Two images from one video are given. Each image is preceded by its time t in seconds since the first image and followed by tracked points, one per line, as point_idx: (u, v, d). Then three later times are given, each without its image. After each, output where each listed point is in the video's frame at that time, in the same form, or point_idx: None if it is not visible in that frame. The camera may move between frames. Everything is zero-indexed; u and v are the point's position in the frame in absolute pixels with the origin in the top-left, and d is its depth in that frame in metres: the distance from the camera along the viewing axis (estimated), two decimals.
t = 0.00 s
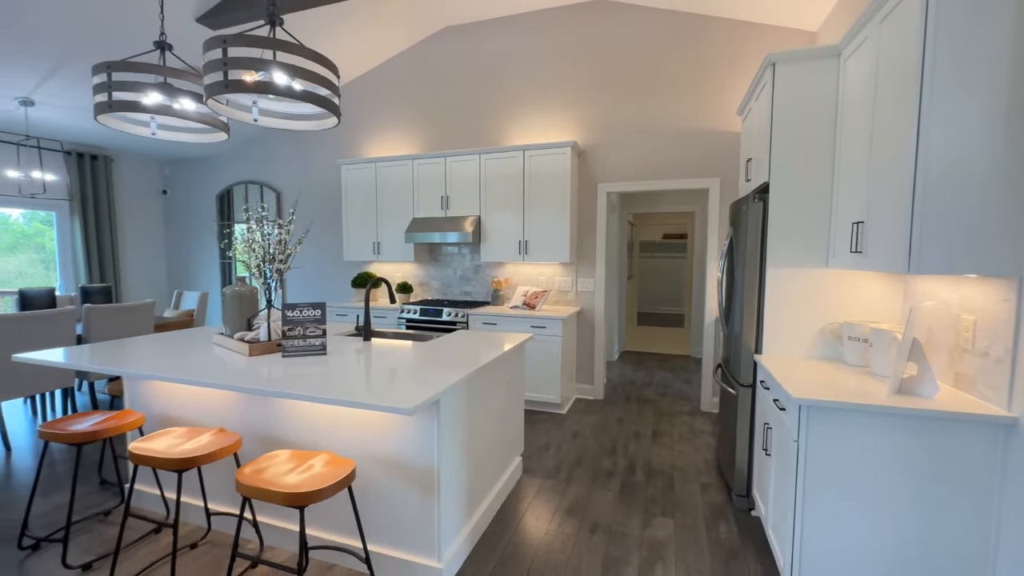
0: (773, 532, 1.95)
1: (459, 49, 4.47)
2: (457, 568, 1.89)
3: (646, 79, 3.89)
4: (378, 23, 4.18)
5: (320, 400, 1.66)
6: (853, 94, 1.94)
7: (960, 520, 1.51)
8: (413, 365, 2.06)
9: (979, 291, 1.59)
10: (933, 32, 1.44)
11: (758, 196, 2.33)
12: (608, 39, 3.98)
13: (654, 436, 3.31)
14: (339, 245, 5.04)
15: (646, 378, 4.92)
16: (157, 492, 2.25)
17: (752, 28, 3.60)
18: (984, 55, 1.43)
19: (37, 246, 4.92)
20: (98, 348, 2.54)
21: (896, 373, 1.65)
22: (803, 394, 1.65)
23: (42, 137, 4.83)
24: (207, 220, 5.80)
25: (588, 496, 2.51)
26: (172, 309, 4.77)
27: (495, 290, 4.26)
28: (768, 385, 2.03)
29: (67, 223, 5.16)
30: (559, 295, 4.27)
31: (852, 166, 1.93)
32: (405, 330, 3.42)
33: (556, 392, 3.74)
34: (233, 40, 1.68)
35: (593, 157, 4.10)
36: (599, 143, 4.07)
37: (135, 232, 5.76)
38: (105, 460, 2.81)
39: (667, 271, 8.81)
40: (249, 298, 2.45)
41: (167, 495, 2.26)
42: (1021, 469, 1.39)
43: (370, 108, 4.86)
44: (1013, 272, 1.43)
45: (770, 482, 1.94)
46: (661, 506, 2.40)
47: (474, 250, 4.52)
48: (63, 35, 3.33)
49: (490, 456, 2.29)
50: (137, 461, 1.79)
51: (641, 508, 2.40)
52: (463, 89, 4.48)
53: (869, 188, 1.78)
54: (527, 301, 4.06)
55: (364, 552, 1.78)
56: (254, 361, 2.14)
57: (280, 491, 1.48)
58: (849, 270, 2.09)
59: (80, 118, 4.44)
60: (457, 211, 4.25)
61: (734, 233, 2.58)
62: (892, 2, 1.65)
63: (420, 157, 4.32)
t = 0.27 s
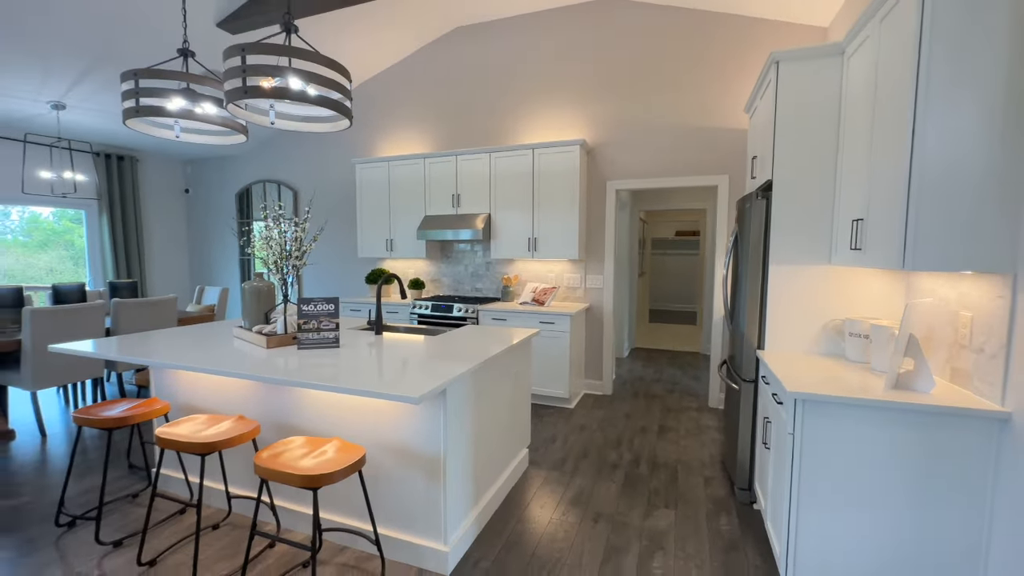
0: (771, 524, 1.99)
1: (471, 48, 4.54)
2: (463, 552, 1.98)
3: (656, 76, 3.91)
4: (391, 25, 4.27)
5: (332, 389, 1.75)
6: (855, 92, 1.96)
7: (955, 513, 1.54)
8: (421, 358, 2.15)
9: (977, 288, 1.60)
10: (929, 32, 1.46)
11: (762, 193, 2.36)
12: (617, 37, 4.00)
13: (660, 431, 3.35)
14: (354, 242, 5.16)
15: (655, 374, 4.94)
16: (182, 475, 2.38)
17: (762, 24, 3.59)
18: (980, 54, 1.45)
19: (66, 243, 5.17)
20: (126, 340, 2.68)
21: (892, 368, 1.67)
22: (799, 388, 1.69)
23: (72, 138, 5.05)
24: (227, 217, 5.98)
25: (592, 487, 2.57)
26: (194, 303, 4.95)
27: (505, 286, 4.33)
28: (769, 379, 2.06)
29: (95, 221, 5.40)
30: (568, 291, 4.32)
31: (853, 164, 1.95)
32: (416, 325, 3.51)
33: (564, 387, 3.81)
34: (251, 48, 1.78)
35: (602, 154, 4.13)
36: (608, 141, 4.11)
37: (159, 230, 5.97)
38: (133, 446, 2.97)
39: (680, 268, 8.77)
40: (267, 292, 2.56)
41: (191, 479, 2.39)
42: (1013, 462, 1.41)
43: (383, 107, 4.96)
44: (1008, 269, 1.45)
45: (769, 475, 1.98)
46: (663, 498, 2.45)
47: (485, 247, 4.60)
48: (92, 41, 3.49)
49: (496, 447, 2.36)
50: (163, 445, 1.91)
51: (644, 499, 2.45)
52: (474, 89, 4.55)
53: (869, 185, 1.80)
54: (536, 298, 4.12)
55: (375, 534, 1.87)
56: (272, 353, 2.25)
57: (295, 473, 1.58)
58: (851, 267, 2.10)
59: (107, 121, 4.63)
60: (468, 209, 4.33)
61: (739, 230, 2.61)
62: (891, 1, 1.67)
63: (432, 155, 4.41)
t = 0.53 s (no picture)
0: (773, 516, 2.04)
1: (483, 49, 4.60)
2: (473, 538, 2.06)
3: (666, 75, 3.93)
4: (405, 27, 4.35)
5: (350, 381, 1.85)
6: (860, 93, 1.99)
7: (952, 506, 1.57)
8: (434, 353, 2.23)
9: (977, 286, 1.63)
10: (929, 37, 1.50)
11: (768, 193, 2.39)
12: (628, 36, 4.03)
13: (668, 427, 3.40)
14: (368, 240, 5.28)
15: (665, 371, 4.98)
16: (208, 463, 2.51)
17: (774, 22, 3.59)
18: (979, 57, 1.48)
19: (90, 241, 5.37)
20: (154, 334, 2.81)
21: (893, 365, 1.71)
22: (799, 383, 1.74)
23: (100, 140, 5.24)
24: (246, 216, 6.15)
25: (599, 480, 2.63)
26: (215, 299, 5.11)
27: (516, 284, 4.40)
28: (772, 375, 2.11)
29: (121, 220, 5.61)
30: (578, 288, 4.38)
31: (858, 164, 1.98)
32: (429, 321, 3.60)
33: (573, 383, 3.87)
34: (273, 57, 1.87)
35: (612, 153, 4.17)
36: (618, 140, 4.15)
37: (181, 228, 6.16)
38: (160, 435, 3.11)
39: (692, 265, 8.74)
40: (286, 289, 2.67)
41: (216, 466, 2.51)
42: (1008, 457, 1.45)
43: (397, 108, 5.06)
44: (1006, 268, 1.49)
45: (772, 468, 2.03)
46: (669, 491, 2.51)
47: (496, 245, 4.67)
48: (120, 47, 3.64)
49: (506, 439, 2.44)
50: (192, 432, 2.03)
51: (650, 492, 2.51)
52: (486, 89, 4.62)
53: (872, 186, 1.84)
54: (546, 295, 4.19)
55: (389, 520, 1.97)
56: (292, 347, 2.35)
57: (316, 459, 1.67)
58: (855, 266, 2.13)
59: (133, 123, 4.81)
60: (479, 207, 4.41)
61: (746, 229, 2.64)
62: (894, 5, 1.70)
63: (444, 155, 4.49)
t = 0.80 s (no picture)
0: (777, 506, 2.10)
1: (494, 49, 4.67)
2: (486, 524, 2.15)
3: (676, 74, 3.97)
4: (418, 28, 4.43)
5: (369, 371, 1.94)
6: (865, 93, 2.03)
7: (951, 496, 1.62)
8: (448, 347, 2.32)
9: (979, 283, 1.67)
10: (930, 40, 1.54)
11: (775, 191, 2.44)
12: (638, 35, 4.07)
13: (676, 421, 3.46)
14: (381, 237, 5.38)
15: (674, 368, 5.02)
16: (232, 451, 2.63)
17: (783, 20, 3.61)
18: (980, 60, 1.52)
19: (108, 237, 5.53)
20: (180, 327, 2.94)
21: (895, 359, 1.76)
22: (802, 376, 1.79)
23: (123, 140, 5.41)
24: (262, 213, 6.29)
25: (607, 471, 2.71)
26: (233, 295, 5.26)
27: (526, 280, 4.47)
28: (777, 369, 2.16)
29: (142, 218, 5.79)
30: (588, 285, 4.44)
31: (863, 163, 2.03)
32: (441, 316, 3.69)
33: (582, 378, 3.94)
34: (297, 63, 1.96)
35: (621, 152, 4.22)
36: (627, 138, 4.19)
37: (200, 226, 6.32)
38: (185, 425, 3.24)
39: (702, 262, 8.75)
40: (306, 284, 2.77)
41: (240, 454, 2.63)
42: (1005, 447, 1.50)
43: (410, 107, 5.15)
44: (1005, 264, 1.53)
45: (776, 460, 2.09)
46: (676, 482, 2.58)
47: (507, 242, 4.74)
48: (144, 50, 3.76)
49: (517, 430, 2.53)
50: (219, 420, 2.14)
51: (657, 483, 2.58)
52: (497, 88, 4.68)
53: (876, 184, 1.88)
54: (556, 291, 4.25)
55: (406, 505, 2.06)
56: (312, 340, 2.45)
57: (338, 444, 1.77)
58: (860, 263, 2.18)
59: (155, 124, 4.96)
60: (491, 205, 4.48)
61: (753, 227, 2.69)
62: (898, 8, 1.75)
63: (456, 154, 4.57)
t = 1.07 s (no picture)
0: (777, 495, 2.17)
1: (503, 49, 4.73)
2: (495, 511, 2.24)
3: (681, 73, 4.01)
4: (427, 28, 4.51)
5: (384, 363, 2.03)
6: (866, 95, 2.08)
7: (945, 485, 1.68)
8: (459, 341, 2.40)
9: (974, 279, 1.73)
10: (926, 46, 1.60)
11: (778, 190, 2.50)
12: (645, 35, 4.12)
13: (681, 416, 3.53)
14: (391, 235, 5.48)
15: (680, 364, 5.08)
16: (252, 440, 2.74)
17: (789, 20, 3.64)
18: (974, 64, 1.58)
19: (121, 235, 5.62)
20: (200, 322, 3.05)
21: (891, 353, 1.82)
22: (801, 369, 1.86)
23: (141, 141, 5.55)
24: (274, 211, 6.41)
25: (613, 463, 2.78)
26: (247, 291, 5.38)
27: (533, 277, 4.55)
28: (778, 364, 2.23)
29: (158, 216, 5.93)
30: (594, 282, 4.51)
31: (863, 162, 2.08)
32: (451, 312, 3.78)
33: (589, 373, 4.01)
34: (315, 68, 2.04)
35: (628, 150, 4.28)
36: (634, 137, 4.25)
37: (213, 224, 6.46)
38: (204, 417, 3.36)
39: (709, 260, 8.76)
40: (321, 281, 2.87)
41: (259, 444, 2.74)
42: (996, 437, 1.55)
43: (419, 107, 5.23)
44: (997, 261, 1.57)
45: (777, 451, 2.15)
46: (679, 473, 2.65)
47: (514, 240, 4.82)
48: (163, 53, 3.87)
49: (525, 422, 2.61)
50: (241, 409, 2.24)
51: (661, 474, 2.65)
52: (505, 88, 4.75)
53: (875, 184, 1.94)
54: (563, 288, 4.33)
55: (419, 492, 2.15)
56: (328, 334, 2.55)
57: (355, 431, 1.86)
58: (860, 260, 2.23)
59: (171, 124, 5.08)
60: (499, 203, 4.56)
61: (757, 225, 2.74)
62: (896, 12, 1.80)
63: (465, 153, 4.65)
